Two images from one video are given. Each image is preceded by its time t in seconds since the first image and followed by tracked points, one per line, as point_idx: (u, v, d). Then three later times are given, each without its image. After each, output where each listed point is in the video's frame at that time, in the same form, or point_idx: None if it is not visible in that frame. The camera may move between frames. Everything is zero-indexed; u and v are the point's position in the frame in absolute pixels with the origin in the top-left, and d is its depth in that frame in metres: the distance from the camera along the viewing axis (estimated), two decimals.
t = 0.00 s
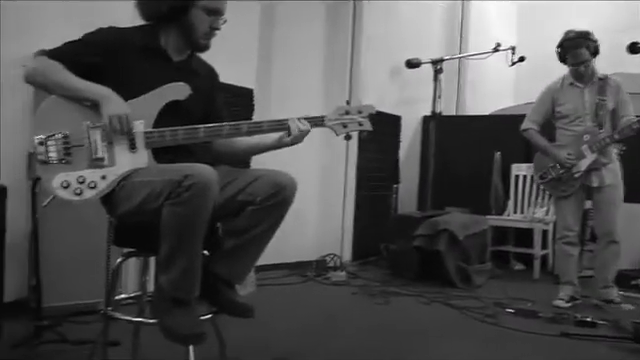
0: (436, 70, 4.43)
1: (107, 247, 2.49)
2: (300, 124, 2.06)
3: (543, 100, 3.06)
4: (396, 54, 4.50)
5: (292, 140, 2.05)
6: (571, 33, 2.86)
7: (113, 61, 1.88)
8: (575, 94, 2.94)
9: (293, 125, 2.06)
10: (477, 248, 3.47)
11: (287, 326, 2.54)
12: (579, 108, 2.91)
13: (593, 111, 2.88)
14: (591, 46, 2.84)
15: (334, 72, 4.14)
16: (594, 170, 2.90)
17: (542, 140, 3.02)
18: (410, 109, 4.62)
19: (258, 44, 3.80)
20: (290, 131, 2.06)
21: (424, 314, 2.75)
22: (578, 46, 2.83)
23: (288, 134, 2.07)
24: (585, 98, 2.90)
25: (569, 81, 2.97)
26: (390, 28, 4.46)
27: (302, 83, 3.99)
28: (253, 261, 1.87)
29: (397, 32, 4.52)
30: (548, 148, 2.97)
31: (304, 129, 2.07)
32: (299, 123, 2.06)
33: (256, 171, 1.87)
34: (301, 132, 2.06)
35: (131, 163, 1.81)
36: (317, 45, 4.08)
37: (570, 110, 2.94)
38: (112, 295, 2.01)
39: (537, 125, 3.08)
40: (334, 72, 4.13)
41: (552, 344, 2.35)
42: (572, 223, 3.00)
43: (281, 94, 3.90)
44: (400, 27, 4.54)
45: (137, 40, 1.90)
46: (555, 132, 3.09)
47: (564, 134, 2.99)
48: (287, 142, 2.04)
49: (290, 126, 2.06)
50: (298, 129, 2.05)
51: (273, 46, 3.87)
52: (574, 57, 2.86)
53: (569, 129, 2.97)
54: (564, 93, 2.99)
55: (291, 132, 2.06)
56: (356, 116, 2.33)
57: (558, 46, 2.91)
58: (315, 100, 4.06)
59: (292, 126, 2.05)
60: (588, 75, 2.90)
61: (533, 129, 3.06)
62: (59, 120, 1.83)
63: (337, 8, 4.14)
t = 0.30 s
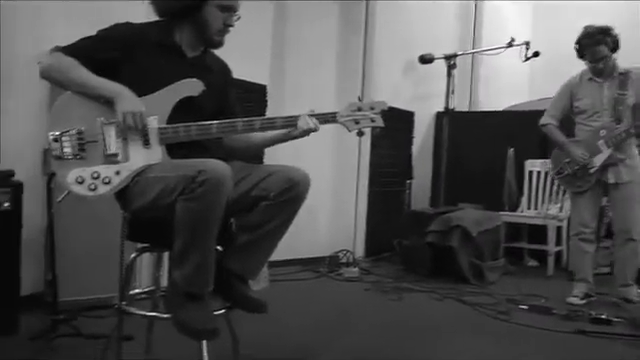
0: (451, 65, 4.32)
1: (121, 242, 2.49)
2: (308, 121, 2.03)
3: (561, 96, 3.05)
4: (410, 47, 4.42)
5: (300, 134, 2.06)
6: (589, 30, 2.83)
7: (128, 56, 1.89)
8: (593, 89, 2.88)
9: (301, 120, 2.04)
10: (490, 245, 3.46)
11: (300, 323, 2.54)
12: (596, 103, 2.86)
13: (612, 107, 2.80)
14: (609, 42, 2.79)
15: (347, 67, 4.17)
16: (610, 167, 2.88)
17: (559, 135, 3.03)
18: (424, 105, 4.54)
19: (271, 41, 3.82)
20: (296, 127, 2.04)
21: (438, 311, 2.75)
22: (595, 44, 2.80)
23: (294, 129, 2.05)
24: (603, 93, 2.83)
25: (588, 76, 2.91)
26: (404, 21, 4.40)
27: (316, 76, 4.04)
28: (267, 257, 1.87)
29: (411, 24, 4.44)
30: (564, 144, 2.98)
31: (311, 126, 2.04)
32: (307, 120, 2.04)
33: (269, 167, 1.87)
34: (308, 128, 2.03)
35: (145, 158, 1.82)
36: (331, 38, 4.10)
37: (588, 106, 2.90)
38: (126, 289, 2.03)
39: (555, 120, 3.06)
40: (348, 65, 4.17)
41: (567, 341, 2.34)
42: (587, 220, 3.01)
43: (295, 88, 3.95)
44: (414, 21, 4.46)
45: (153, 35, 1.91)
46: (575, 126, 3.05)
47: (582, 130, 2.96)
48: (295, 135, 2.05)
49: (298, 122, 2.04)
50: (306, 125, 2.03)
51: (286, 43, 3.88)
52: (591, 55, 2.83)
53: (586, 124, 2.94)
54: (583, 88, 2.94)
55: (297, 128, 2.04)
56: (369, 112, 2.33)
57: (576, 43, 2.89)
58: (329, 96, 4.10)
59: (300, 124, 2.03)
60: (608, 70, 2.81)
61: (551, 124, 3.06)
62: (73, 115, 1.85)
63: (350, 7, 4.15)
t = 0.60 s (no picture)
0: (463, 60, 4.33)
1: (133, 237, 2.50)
2: (320, 117, 2.05)
3: (586, 89, 2.98)
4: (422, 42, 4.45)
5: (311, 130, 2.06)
6: (616, 23, 2.82)
7: (140, 52, 1.89)
8: (619, 84, 2.90)
9: (314, 116, 2.06)
10: (504, 241, 3.43)
11: (312, 320, 2.53)
12: (623, 97, 2.86)
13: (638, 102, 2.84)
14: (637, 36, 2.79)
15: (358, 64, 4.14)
16: (633, 162, 2.82)
17: (583, 129, 2.91)
18: (436, 100, 4.59)
19: (283, 36, 3.77)
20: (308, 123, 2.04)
21: (451, 307, 2.73)
22: (622, 36, 2.78)
23: (306, 124, 2.06)
24: (630, 88, 2.86)
25: (615, 70, 2.92)
26: (416, 15, 4.41)
27: (328, 70, 3.99)
28: (278, 253, 1.85)
29: (424, 19, 4.47)
30: (586, 138, 2.88)
31: (323, 123, 2.04)
32: (318, 115, 2.04)
33: (281, 162, 1.86)
34: (319, 125, 2.04)
35: (156, 153, 1.81)
36: (342, 36, 4.06)
37: (614, 99, 2.89)
38: (138, 284, 2.03)
39: (579, 114, 2.94)
40: (358, 63, 4.13)
41: (582, 339, 2.31)
42: (607, 216, 2.93)
43: (306, 81, 3.90)
44: (427, 16, 4.49)
45: (165, 30, 1.91)
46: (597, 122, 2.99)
47: (606, 124, 2.92)
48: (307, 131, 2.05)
49: (310, 117, 2.05)
50: (318, 122, 2.04)
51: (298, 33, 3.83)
52: (618, 48, 2.81)
53: (610, 118, 2.91)
54: (609, 82, 2.93)
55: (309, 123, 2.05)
56: (381, 108, 2.31)
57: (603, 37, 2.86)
58: (338, 91, 4.05)
59: (313, 119, 2.04)
60: (635, 64, 2.86)
61: (575, 118, 2.93)
62: (85, 110, 1.85)
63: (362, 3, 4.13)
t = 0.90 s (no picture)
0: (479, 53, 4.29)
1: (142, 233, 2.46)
2: (335, 111, 1.98)
3: (625, 79, 2.68)
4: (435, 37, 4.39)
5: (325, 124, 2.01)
6: None
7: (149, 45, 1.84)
8: None
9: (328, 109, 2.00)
10: (520, 239, 3.37)
11: (324, 319, 2.48)
12: None
13: None
14: None
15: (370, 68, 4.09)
16: None
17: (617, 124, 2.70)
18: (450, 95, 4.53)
19: (294, 31, 3.73)
20: (322, 115, 1.99)
21: (466, 307, 2.67)
22: None
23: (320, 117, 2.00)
24: None
25: None
26: (430, 10, 4.34)
27: (340, 71, 3.96)
28: (289, 250, 1.80)
29: (438, 13, 4.41)
30: (619, 133, 2.68)
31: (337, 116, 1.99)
32: (332, 108, 1.99)
33: (292, 157, 1.81)
34: (334, 118, 1.99)
35: (165, 149, 1.76)
36: (354, 36, 4.02)
37: None
38: (147, 281, 1.99)
39: (615, 106, 2.71)
40: (370, 66, 4.08)
41: (602, 341, 2.24)
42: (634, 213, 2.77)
43: (316, 78, 3.85)
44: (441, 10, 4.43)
45: (174, 23, 1.86)
46: None
47: None
48: (321, 126, 2.00)
49: (325, 111, 1.99)
50: (332, 115, 1.98)
51: (311, 28, 3.80)
52: None
53: None
54: None
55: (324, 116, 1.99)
56: (395, 102, 2.26)
57: None
58: (349, 89, 4.01)
59: (327, 111, 1.98)
60: None
61: (610, 111, 2.71)
62: (93, 105, 1.81)
63: None
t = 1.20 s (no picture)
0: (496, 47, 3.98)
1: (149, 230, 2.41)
2: (346, 106, 1.95)
3: None
4: (450, 31, 4.27)
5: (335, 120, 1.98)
6: None
7: (156, 39, 1.81)
8: None
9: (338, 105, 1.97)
10: (537, 238, 3.30)
11: (335, 319, 2.42)
12: None
13: None
14: None
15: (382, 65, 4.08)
16: None
17: None
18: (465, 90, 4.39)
19: (304, 27, 3.72)
20: (333, 111, 1.96)
21: (481, 307, 2.60)
22: None
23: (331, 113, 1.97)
24: None
25: None
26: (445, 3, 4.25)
27: (349, 65, 3.94)
28: (300, 247, 1.74)
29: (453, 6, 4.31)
30: None
31: (348, 112, 1.95)
32: (343, 104, 1.95)
33: (304, 153, 1.76)
34: (345, 114, 1.95)
35: (173, 144, 1.72)
36: (366, 30, 4.00)
37: None
38: (155, 281, 1.93)
39: None
40: (383, 62, 4.06)
41: (623, 343, 2.17)
42: None
43: (327, 72, 3.85)
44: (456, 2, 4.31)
45: (181, 16, 1.83)
46: None
47: None
48: (332, 122, 1.97)
49: (335, 107, 1.96)
50: (343, 111, 1.95)
51: (321, 21, 3.78)
52: None
53: None
54: None
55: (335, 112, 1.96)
56: (408, 96, 2.19)
57: None
58: (361, 83, 3.99)
59: (338, 107, 1.95)
60: None
61: None
62: (100, 100, 1.77)
63: None
